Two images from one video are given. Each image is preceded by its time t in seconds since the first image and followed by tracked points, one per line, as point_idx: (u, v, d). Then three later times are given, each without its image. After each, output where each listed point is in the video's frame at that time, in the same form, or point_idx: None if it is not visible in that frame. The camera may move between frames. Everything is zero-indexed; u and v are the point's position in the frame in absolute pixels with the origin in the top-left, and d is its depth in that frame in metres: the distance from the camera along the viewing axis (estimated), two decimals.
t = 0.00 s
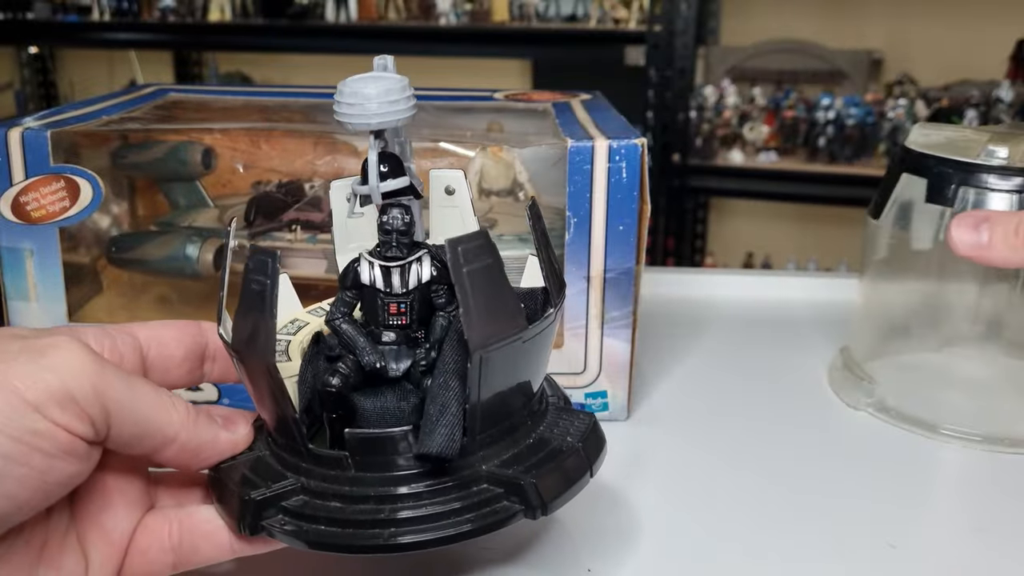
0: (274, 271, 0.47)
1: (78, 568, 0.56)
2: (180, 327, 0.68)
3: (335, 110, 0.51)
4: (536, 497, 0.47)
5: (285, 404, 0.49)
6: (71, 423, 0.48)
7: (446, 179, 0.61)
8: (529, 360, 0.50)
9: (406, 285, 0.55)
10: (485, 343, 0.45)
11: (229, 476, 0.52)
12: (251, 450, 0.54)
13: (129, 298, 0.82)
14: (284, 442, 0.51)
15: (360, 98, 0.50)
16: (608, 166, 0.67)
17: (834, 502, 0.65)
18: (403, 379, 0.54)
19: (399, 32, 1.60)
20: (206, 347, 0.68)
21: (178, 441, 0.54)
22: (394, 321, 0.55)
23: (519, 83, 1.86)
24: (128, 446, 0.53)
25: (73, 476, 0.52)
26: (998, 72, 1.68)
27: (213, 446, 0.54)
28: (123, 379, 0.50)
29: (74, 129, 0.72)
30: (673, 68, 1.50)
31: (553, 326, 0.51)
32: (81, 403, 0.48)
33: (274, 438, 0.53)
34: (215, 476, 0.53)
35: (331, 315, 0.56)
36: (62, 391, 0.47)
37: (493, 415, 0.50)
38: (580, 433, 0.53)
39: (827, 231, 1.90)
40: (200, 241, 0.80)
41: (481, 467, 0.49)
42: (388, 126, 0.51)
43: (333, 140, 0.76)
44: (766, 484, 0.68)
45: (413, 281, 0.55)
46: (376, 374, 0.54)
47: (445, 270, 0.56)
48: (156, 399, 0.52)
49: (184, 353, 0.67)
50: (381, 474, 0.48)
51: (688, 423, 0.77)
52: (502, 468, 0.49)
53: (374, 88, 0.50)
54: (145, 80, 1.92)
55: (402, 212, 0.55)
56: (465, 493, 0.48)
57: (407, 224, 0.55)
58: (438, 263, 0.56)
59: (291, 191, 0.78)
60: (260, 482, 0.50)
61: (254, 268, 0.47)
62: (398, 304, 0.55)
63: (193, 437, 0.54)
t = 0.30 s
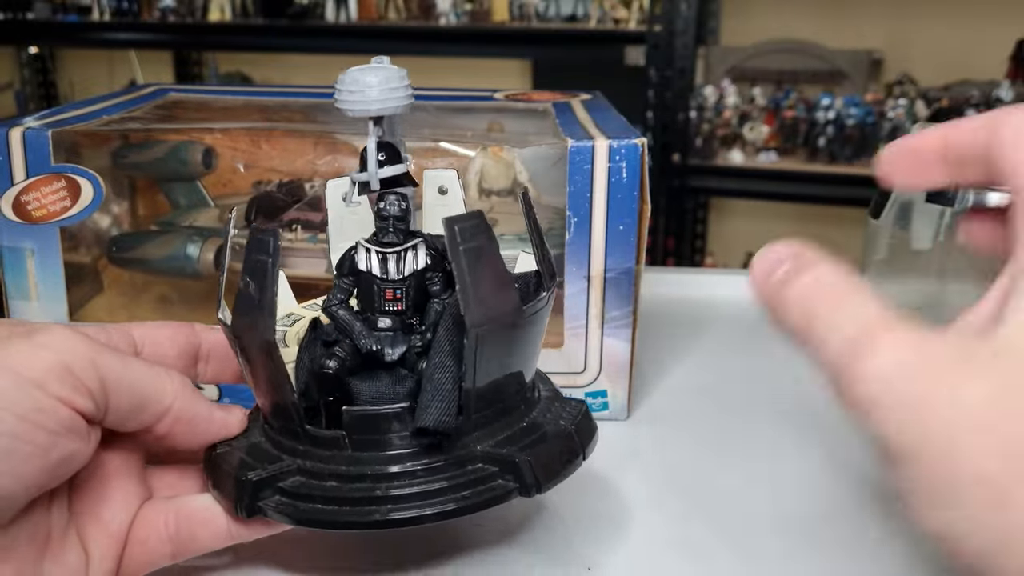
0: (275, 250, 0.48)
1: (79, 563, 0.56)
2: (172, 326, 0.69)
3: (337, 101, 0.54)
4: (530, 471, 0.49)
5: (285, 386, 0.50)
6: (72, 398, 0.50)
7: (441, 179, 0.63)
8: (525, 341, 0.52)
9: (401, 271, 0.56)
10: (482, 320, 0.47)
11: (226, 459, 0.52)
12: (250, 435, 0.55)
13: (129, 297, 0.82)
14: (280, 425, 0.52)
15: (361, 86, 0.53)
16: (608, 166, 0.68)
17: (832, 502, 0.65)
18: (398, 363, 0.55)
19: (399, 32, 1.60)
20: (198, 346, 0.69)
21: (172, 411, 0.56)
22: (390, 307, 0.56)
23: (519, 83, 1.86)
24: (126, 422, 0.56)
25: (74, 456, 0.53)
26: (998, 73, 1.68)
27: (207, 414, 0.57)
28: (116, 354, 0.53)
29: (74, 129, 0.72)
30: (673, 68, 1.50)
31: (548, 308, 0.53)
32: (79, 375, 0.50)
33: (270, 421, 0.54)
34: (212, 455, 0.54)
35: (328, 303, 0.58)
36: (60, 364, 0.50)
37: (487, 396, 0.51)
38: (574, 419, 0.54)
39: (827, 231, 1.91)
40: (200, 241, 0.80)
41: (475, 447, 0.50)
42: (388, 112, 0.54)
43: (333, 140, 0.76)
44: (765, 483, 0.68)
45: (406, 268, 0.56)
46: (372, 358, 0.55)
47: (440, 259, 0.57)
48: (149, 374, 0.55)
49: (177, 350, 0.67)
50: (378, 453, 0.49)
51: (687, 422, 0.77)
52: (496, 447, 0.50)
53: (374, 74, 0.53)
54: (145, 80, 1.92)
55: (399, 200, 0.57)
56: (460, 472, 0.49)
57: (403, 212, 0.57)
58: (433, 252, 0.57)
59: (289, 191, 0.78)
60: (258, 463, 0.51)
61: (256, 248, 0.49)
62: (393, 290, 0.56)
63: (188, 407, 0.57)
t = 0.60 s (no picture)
0: (286, 237, 0.51)
1: (76, 567, 0.57)
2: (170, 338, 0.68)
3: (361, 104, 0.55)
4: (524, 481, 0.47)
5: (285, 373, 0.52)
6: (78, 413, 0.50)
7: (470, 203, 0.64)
8: (526, 350, 0.51)
9: (413, 278, 0.56)
10: (480, 321, 0.47)
11: (222, 450, 0.52)
12: (250, 431, 0.54)
13: (129, 298, 0.81)
14: (279, 422, 0.52)
15: (388, 93, 0.54)
16: (608, 166, 0.68)
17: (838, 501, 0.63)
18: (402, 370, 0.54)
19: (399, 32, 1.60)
20: (196, 365, 0.67)
21: (175, 416, 0.57)
22: (398, 312, 0.56)
23: (519, 83, 1.86)
24: (127, 427, 0.56)
25: (75, 464, 0.52)
26: (998, 73, 1.67)
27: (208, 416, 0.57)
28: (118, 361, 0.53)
29: (74, 129, 0.72)
30: (673, 68, 1.50)
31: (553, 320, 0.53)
32: (80, 384, 0.50)
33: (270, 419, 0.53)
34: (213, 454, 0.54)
35: (339, 304, 0.57)
36: (61, 375, 0.50)
37: (488, 403, 0.50)
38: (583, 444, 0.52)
39: (827, 231, 1.90)
40: (200, 241, 0.80)
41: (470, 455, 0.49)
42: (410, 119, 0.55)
43: (333, 140, 0.77)
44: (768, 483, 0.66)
45: (417, 274, 0.56)
46: (376, 361, 0.54)
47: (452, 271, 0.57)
48: (150, 380, 0.55)
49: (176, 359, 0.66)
50: (370, 452, 0.48)
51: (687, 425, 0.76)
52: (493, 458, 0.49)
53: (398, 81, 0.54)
54: (145, 80, 1.92)
55: (416, 207, 0.57)
56: (451, 479, 0.47)
57: (419, 217, 0.57)
58: (445, 262, 0.57)
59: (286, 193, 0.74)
60: (251, 455, 0.50)
61: (266, 236, 0.51)
62: (403, 295, 0.56)
63: (189, 412, 0.57)
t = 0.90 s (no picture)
0: (321, 202, 0.49)
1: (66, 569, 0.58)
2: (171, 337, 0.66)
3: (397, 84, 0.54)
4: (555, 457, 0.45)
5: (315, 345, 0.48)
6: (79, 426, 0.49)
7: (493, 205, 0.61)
8: (559, 324, 0.49)
9: (444, 257, 0.54)
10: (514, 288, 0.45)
11: (242, 427, 0.50)
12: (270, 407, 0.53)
13: (129, 298, 0.81)
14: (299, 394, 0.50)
15: (421, 72, 0.53)
16: (608, 166, 0.68)
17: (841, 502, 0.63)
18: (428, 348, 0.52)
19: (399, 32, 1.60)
20: (208, 360, 0.66)
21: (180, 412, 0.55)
22: (427, 290, 0.54)
23: (519, 83, 1.86)
24: (127, 430, 0.54)
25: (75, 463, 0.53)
26: (998, 73, 1.68)
27: (215, 409, 0.56)
28: (113, 364, 0.51)
29: (74, 129, 0.72)
30: (673, 68, 1.50)
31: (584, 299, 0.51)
32: (66, 396, 0.49)
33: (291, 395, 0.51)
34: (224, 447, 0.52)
35: (368, 284, 0.56)
36: (47, 388, 0.48)
37: (519, 377, 0.48)
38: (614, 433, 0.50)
39: (827, 231, 1.90)
40: (200, 241, 0.80)
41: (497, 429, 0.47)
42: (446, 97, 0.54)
43: (334, 140, 0.76)
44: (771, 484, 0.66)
45: (451, 253, 0.55)
46: (403, 336, 0.52)
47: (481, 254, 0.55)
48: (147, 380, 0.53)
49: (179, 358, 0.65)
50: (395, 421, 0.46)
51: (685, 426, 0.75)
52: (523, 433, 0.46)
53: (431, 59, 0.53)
54: (145, 80, 1.92)
55: (449, 186, 0.55)
56: (478, 453, 0.45)
57: (450, 198, 0.55)
58: (476, 246, 0.55)
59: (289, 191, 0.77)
60: (270, 426, 0.48)
61: (295, 204, 0.49)
62: (431, 273, 0.54)
63: (193, 409, 0.55)
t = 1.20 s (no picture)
0: (361, 190, 0.48)
1: None
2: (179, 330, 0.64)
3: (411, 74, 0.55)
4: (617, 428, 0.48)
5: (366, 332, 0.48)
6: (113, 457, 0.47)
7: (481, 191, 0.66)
8: (592, 299, 0.52)
9: (467, 243, 0.56)
10: (568, 260, 0.48)
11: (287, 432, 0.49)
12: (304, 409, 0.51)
13: (130, 298, 0.82)
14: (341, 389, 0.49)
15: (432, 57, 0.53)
16: (608, 166, 0.68)
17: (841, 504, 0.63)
18: (467, 334, 0.52)
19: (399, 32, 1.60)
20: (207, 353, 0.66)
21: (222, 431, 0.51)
22: (456, 278, 0.55)
23: (518, 83, 1.86)
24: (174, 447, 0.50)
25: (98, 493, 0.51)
26: (998, 73, 1.68)
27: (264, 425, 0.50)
28: (145, 384, 0.47)
29: (76, 129, 0.72)
30: (673, 68, 1.50)
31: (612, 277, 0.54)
32: (109, 433, 0.46)
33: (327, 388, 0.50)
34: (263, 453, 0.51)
35: (393, 275, 0.55)
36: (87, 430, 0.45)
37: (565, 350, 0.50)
38: (648, 409, 0.52)
39: (826, 231, 1.91)
40: (200, 241, 0.80)
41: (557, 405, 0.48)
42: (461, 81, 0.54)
43: (334, 140, 0.76)
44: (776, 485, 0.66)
45: (475, 241, 0.56)
46: (443, 324, 0.52)
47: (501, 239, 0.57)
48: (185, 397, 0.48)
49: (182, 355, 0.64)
50: (458, 406, 0.46)
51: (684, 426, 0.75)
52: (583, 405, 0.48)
53: (442, 46, 0.53)
54: (145, 80, 1.92)
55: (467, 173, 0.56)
56: (547, 429, 0.46)
57: (470, 183, 0.56)
58: (495, 231, 0.57)
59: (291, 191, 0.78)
60: (321, 429, 0.47)
61: (331, 194, 0.48)
62: (459, 261, 0.55)
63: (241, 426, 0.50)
